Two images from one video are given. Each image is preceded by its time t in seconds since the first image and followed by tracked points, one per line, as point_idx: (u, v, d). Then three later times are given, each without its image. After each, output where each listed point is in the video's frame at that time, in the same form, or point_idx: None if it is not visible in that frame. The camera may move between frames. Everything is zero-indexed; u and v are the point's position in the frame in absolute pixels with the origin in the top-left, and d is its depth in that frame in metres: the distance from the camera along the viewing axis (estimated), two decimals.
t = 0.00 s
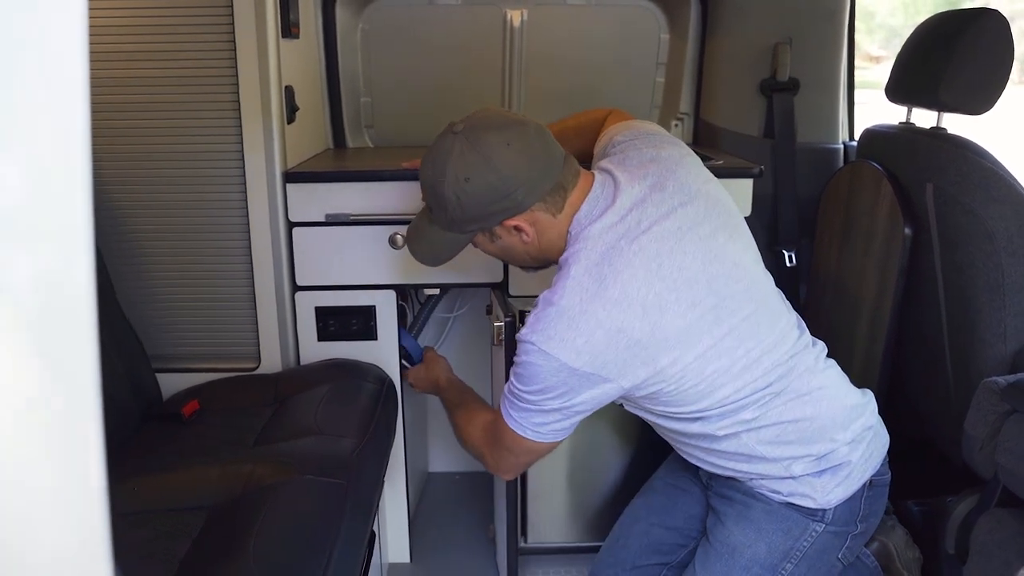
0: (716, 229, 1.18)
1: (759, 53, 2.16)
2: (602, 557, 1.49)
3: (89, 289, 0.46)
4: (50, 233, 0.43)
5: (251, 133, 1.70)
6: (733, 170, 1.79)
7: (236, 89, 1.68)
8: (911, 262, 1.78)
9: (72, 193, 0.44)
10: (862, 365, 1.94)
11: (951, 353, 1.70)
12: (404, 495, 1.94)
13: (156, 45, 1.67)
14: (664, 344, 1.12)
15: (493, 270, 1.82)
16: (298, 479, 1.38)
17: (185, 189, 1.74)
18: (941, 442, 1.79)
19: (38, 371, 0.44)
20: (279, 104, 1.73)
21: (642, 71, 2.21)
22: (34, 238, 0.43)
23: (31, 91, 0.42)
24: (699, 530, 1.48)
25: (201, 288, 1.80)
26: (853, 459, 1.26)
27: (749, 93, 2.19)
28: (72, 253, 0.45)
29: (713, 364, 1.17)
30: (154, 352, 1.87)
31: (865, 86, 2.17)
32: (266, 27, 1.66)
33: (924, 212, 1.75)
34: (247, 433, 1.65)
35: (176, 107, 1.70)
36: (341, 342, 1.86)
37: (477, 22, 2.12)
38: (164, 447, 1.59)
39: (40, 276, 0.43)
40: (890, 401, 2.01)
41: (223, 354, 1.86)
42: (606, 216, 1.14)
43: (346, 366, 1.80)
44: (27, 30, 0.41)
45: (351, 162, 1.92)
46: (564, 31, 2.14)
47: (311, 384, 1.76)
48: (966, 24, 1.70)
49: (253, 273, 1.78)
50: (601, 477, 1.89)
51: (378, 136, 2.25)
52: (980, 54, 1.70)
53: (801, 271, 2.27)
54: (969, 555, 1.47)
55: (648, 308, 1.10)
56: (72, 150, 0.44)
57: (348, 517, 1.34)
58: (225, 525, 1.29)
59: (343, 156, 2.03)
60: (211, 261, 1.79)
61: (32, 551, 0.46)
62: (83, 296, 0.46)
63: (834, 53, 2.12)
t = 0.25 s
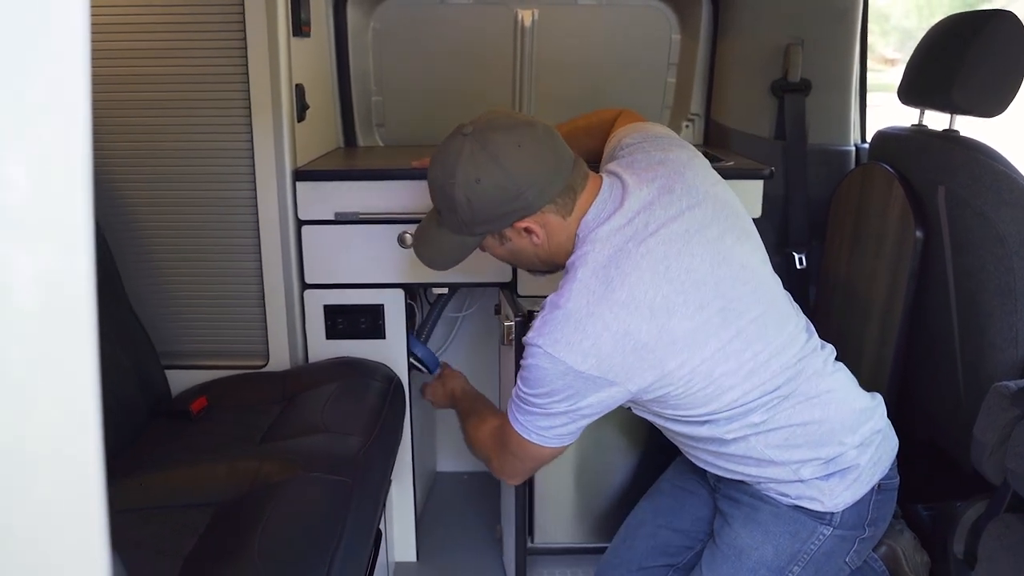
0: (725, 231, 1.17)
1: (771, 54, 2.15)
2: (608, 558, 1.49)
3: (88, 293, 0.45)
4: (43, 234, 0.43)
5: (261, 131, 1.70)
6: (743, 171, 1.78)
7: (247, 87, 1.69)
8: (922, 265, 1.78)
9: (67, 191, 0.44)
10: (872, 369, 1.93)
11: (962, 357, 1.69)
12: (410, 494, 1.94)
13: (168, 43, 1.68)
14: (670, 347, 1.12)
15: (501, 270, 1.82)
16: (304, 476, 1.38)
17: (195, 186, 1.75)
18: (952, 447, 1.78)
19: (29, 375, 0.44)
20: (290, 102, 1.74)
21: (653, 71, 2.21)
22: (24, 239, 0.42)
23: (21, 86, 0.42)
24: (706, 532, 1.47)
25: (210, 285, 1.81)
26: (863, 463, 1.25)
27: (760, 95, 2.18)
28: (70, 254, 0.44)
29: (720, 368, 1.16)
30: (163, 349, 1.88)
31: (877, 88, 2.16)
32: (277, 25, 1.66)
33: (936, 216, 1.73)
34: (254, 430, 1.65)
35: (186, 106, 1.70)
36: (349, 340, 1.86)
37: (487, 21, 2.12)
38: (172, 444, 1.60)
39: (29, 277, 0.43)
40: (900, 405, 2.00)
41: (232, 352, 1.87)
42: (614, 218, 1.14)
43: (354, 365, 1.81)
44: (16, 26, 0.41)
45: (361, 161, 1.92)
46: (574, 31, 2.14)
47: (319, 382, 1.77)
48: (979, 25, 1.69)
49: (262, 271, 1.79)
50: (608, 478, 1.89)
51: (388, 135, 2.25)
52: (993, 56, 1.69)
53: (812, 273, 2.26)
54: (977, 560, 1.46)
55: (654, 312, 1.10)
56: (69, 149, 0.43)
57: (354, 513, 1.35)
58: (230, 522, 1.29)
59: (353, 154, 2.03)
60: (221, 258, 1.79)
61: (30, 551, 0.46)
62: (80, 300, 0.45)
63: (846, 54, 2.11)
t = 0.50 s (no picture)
0: (717, 239, 1.17)
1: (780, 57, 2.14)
2: (614, 560, 1.49)
3: (85, 292, 0.44)
4: (41, 234, 0.42)
5: (270, 132, 1.71)
6: (752, 173, 1.77)
7: (256, 87, 1.69)
8: (932, 268, 1.77)
9: (67, 190, 0.43)
10: (882, 373, 1.92)
11: (972, 362, 1.68)
12: (418, 495, 1.94)
13: (177, 44, 1.68)
14: (660, 356, 1.12)
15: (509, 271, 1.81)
16: (310, 476, 1.38)
17: (204, 187, 1.75)
18: (962, 451, 1.77)
19: (26, 375, 0.43)
20: (299, 103, 1.74)
21: (663, 74, 2.21)
22: (22, 238, 0.42)
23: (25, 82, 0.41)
24: (713, 535, 1.47)
25: (219, 285, 1.82)
26: (867, 466, 1.25)
27: (770, 96, 2.17)
28: (68, 253, 0.43)
29: (712, 376, 1.16)
30: (172, 349, 1.88)
31: (887, 90, 2.15)
32: (286, 26, 1.66)
33: (946, 219, 1.72)
34: (262, 430, 1.65)
35: (196, 106, 1.71)
36: (356, 341, 1.86)
37: (496, 22, 2.13)
38: (179, 443, 1.60)
39: (29, 277, 0.42)
40: (910, 409, 1.98)
41: (240, 351, 1.87)
42: (604, 228, 1.15)
43: (361, 365, 1.81)
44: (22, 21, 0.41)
45: (369, 161, 1.92)
46: (583, 33, 2.14)
47: (326, 383, 1.77)
48: (991, 27, 1.68)
49: (270, 271, 1.80)
50: (616, 481, 1.88)
51: (397, 136, 2.25)
52: (1005, 57, 1.68)
53: (822, 275, 2.24)
54: (986, 566, 1.45)
55: (641, 321, 1.10)
56: (72, 146, 0.43)
57: (360, 511, 1.35)
58: (236, 521, 1.29)
59: (362, 155, 2.03)
60: (230, 258, 1.80)
61: (28, 554, 0.45)
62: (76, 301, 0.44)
63: (857, 56, 2.10)
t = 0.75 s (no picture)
0: (694, 248, 1.19)
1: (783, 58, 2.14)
2: (615, 560, 1.49)
3: (79, 293, 0.44)
4: (38, 237, 0.42)
5: (273, 133, 1.71)
6: (754, 174, 1.77)
7: (259, 88, 1.70)
8: (935, 270, 1.76)
9: (63, 190, 0.43)
10: (885, 375, 1.92)
11: (975, 364, 1.67)
12: (419, 495, 1.94)
13: (181, 45, 1.69)
14: (636, 368, 1.13)
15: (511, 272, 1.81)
16: (310, 477, 1.38)
17: (207, 187, 1.76)
18: (965, 453, 1.76)
19: (25, 378, 0.42)
20: (301, 103, 1.74)
21: (666, 75, 2.20)
22: (21, 238, 0.41)
23: (23, 80, 0.41)
24: (711, 535, 1.46)
25: (222, 286, 1.82)
26: (858, 463, 1.24)
27: (773, 98, 2.17)
28: (63, 253, 0.43)
29: (690, 384, 1.17)
30: (175, 349, 1.89)
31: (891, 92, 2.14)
32: (289, 26, 1.66)
33: (949, 220, 1.72)
34: (264, 430, 1.65)
35: (199, 107, 1.71)
36: (358, 341, 1.86)
37: (499, 23, 2.13)
38: (181, 443, 1.60)
39: (27, 278, 0.42)
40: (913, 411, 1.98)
41: (242, 352, 1.87)
42: (579, 241, 1.16)
43: (364, 366, 1.81)
44: (17, 24, 0.40)
45: (372, 162, 1.92)
46: (585, 34, 2.14)
47: (327, 383, 1.76)
48: (994, 28, 1.68)
49: (272, 272, 1.80)
50: (617, 483, 1.88)
51: (401, 137, 2.24)
52: (1008, 59, 1.67)
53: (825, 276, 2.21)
54: (988, 568, 1.45)
55: (615, 334, 1.11)
56: (67, 145, 0.43)
57: (362, 510, 1.36)
58: (237, 521, 1.29)
59: (365, 156, 2.03)
60: (232, 259, 1.80)
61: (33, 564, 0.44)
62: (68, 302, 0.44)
63: (861, 57, 2.10)
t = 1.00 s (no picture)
0: (679, 254, 1.19)
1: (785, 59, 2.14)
2: (613, 559, 1.49)
3: (71, 290, 0.44)
4: (33, 232, 0.42)
5: (273, 132, 1.71)
6: (755, 175, 1.77)
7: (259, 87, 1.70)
8: (937, 271, 1.76)
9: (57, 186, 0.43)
10: (886, 376, 1.91)
11: (976, 365, 1.67)
12: (419, 495, 1.94)
13: (182, 44, 1.69)
14: (619, 376, 1.15)
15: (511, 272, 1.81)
16: (308, 476, 1.38)
17: (207, 186, 1.76)
18: (966, 455, 1.76)
19: (19, 374, 0.42)
20: (302, 103, 1.74)
21: (668, 76, 2.20)
22: (18, 235, 0.41)
23: (22, 76, 0.40)
24: (708, 533, 1.46)
25: (222, 285, 1.82)
26: (846, 458, 1.23)
27: (775, 99, 2.16)
28: (54, 250, 0.43)
29: (674, 390, 1.17)
30: (176, 349, 1.89)
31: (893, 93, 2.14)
32: (289, 26, 1.66)
33: (951, 221, 1.72)
34: (264, 430, 1.65)
35: (200, 106, 1.71)
36: (357, 341, 1.86)
37: (500, 24, 2.13)
38: (181, 442, 1.60)
39: (26, 274, 0.42)
40: (913, 413, 1.97)
41: (242, 351, 1.88)
42: (564, 250, 1.17)
43: (364, 366, 1.81)
44: (18, 18, 0.40)
45: (372, 161, 1.92)
46: (586, 35, 2.14)
47: (327, 382, 1.76)
48: (996, 29, 1.67)
49: (272, 271, 1.80)
50: (617, 483, 1.88)
51: (402, 137, 2.25)
52: (1009, 60, 1.67)
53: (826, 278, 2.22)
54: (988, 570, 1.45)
55: (598, 345, 1.12)
56: (59, 142, 0.43)
57: (359, 509, 1.35)
58: (236, 521, 1.29)
59: (366, 155, 2.03)
60: (232, 258, 1.80)
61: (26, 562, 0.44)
62: (65, 302, 0.43)
63: (863, 58, 2.09)
